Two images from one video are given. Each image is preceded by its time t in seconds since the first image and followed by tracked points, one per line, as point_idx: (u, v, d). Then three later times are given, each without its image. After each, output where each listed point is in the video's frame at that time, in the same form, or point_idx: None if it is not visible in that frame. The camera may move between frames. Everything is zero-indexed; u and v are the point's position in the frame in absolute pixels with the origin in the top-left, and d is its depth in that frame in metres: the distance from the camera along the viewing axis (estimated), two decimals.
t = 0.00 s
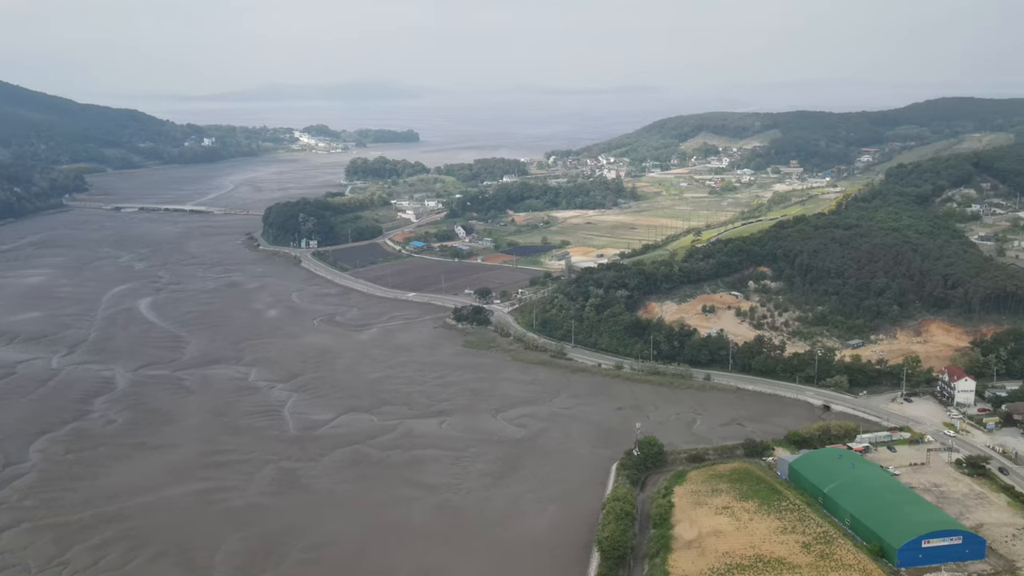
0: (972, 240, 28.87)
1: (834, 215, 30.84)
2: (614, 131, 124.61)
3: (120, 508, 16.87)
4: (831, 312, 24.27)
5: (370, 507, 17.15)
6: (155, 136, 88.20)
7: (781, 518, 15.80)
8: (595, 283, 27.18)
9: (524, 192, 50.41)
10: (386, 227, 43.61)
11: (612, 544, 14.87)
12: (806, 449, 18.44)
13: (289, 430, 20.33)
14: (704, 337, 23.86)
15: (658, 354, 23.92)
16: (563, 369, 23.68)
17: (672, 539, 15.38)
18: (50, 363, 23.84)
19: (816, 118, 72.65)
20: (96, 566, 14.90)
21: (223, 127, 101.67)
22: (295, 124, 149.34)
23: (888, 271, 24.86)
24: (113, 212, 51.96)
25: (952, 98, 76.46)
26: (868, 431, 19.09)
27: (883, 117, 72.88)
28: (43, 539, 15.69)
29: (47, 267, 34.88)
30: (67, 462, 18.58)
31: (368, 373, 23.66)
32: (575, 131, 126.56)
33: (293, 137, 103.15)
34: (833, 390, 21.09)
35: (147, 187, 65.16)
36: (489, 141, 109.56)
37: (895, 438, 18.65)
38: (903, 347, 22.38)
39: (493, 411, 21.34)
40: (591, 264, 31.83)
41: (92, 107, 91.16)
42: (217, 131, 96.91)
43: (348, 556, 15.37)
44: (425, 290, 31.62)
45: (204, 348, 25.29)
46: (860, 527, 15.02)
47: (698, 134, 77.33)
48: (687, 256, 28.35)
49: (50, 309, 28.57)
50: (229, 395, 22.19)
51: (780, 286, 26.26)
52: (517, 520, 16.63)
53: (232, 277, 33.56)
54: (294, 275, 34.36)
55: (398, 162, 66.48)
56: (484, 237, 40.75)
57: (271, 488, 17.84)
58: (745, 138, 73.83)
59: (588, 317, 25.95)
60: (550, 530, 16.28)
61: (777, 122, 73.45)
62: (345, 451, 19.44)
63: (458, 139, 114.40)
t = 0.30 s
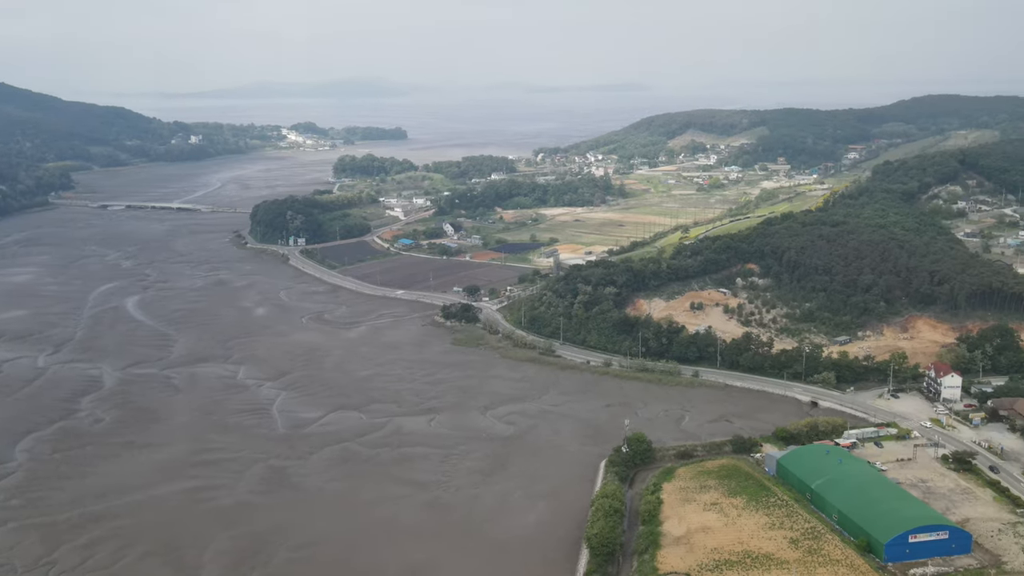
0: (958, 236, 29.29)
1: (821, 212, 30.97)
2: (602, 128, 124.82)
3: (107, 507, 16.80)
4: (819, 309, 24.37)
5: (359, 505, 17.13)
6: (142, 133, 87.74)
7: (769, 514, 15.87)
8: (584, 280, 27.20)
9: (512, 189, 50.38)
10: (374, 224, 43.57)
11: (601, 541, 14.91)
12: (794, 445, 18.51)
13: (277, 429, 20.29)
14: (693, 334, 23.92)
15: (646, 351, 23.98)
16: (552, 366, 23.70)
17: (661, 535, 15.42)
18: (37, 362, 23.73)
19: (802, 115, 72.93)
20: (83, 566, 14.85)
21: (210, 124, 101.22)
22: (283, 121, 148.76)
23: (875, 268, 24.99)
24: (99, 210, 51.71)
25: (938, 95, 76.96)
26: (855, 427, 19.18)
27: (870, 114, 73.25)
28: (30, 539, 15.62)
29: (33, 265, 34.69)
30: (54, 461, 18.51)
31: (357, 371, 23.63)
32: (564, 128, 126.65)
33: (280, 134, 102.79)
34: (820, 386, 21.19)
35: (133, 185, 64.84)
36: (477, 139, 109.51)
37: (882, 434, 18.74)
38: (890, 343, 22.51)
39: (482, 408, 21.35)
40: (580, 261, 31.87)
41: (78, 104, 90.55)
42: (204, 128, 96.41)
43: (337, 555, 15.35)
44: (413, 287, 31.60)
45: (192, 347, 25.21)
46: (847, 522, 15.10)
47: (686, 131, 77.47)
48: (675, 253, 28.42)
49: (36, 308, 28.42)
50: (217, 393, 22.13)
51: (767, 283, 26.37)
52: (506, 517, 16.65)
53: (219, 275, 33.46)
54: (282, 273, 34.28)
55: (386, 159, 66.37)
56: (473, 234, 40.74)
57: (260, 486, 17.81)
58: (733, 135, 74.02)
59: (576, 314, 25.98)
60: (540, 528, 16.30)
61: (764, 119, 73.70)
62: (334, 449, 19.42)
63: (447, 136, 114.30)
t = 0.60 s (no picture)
0: (946, 233, 29.53)
1: (809, 208, 31.09)
2: (591, 126, 124.99)
3: (96, 506, 16.74)
4: (807, 305, 24.50)
5: (348, 502, 17.12)
6: (129, 130, 87.32)
7: (758, 509, 15.92)
8: (573, 277, 27.23)
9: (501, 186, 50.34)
10: (363, 222, 43.51)
11: (591, 538, 14.93)
12: (783, 441, 18.56)
13: (267, 426, 20.26)
14: (682, 330, 23.98)
15: (635, 348, 24.03)
16: (541, 363, 23.71)
17: (651, 531, 15.45)
18: (24, 360, 23.62)
19: (791, 112, 73.17)
20: (72, 565, 14.79)
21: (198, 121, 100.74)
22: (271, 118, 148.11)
23: (863, 264, 25.13)
24: (87, 207, 51.45)
25: (925, 92, 77.33)
26: (843, 423, 19.26)
27: (858, 111, 73.55)
28: (17, 538, 15.55)
29: (20, 263, 34.48)
30: (42, 459, 18.42)
31: (346, 369, 23.60)
32: (554, 125, 126.67)
33: (269, 131, 102.39)
34: (809, 382, 21.27)
35: (120, 182, 64.47)
36: (466, 136, 109.45)
37: (870, 429, 18.82)
38: (878, 340, 22.63)
39: (472, 405, 21.35)
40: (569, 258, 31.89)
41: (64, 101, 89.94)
42: (192, 125, 95.94)
43: (327, 552, 15.33)
44: (402, 285, 31.57)
45: (181, 344, 25.14)
46: (836, 518, 15.15)
47: (675, 128, 77.56)
48: (664, 250, 28.50)
49: (23, 306, 28.27)
50: (206, 391, 22.08)
51: (756, 279, 26.49)
52: (496, 514, 16.67)
53: (208, 272, 33.35)
54: (271, 270, 34.19)
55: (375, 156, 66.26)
56: (462, 231, 40.71)
57: (249, 484, 17.78)
58: (722, 132, 74.17)
59: (566, 311, 25.99)
60: (529, 524, 16.32)
61: (753, 116, 73.89)
62: (324, 446, 19.39)
63: (437, 133, 114.17)
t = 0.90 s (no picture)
0: (933, 229, 29.73)
1: (798, 205, 31.24)
2: (581, 122, 125.09)
3: (84, 504, 16.67)
4: (796, 302, 24.63)
5: (338, 499, 17.10)
6: (117, 127, 86.82)
7: (748, 505, 15.97)
8: (563, 273, 27.25)
9: (490, 183, 50.29)
10: (353, 219, 43.41)
11: (581, 534, 14.94)
12: (772, 436, 18.62)
13: (256, 424, 20.21)
14: (671, 326, 24.04)
15: (625, 344, 24.07)
16: (531, 359, 23.72)
17: (640, 527, 15.48)
18: (12, 359, 23.50)
19: (780, 109, 73.41)
20: (60, 564, 14.73)
21: (186, 118, 100.22)
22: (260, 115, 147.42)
23: (851, 260, 25.28)
24: (74, 205, 51.16)
25: (914, 89, 77.74)
26: (832, 419, 19.34)
27: (846, 108, 73.86)
28: (5, 538, 15.48)
29: (7, 261, 34.29)
30: (30, 458, 18.34)
31: (336, 366, 23.57)
32: (544, 122, 126.67)
33: (257, 128, 101.97)
34: (798, 377, 21.34)
35: (108, 179, 64.13)
36: (456, 132, 109.38)
37: (859, 425, 18.90)
38: (866, 335, 22.74)
39: (462, 402, 21.35)
40: (558, 255, 31.93)
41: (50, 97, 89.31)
42: (180, 121, 95.44)
43: (317, 550, 15.29)
44: (392, 282, 31.53)
45: (169, 342, 25.07)
46: (825, 513, 15.21)
47: (664, 125, 77.68)
48: (654, 246, 28.61)
49: (10, 304, 28.12)
50: (195, 388, 22.02)
51: (745, 276, 26.64)
52: (486, 510, 16.67)
53: (197, 270, 33.23)
54: (260, 268, 34.10)
55: (364, 153, 66.10)
56: (452, 228, 40.69)
57: (239, 482, 17.74)
58: (711, 128, 74.33)
59: (556, 307, 26.00)
60: (519, 520, 16.34)
61: (742, 112, 74.07)
62: (314, 443, 19.37)
63: (427, 130, 113.98)
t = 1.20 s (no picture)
0: (922, 225, 29.91)
1: (787, 201, 31.37)
2: (572, 118, 125.27)
3: (73, 502, 16.62)
4: (786, 298, 24.74)
5: (329, 497, 17.09)
6: (105, 124, 86.32)
7: (738, 501, 16.01)
8: (553, 270, 27.27)
9: (480, 179, 50.23)
10: (343, 216, 43.34)
11: (572, 530, 14.96)
12: (762, 432, 18.67)
13: (246, 421, 20.18)
14: (661, 323, 24.10)
15: (615, 340, 24.12)
16: (521, 356, 23.75)
17: (631, 523, 15.51)
18: None
19: (769, 106, 73.68)
20: (49, 562, 14.69)
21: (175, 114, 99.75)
22: (248, 111, 146.64)
23: (840, 256, 25.40)
24: (62, 201, 50.89)
25: (902, 86, 78.16)
26: (822, 414, 19.41)
27: (835, 104, 74.22)
28: None
29: None
30: (18, 456, 18.26)
31: (326, 363, 23.55)
32: (534, 118, 126.78)
33: (246, 124, 101.58)
34: (787, 373, 21.42)
35: (96, 176, 63.80)
36: (447, 129, 109.35)
37: (848, 420, 18.97)
38: (855, 331, 22.85)
39: (452, 399, 21.36)
40: (548, 252, 31.96)
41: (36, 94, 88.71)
42: (168, 117, 94.92)
43: (307, 547, 15.28)
44: (382, 278, 31.51)
45: (159, 339, 24.99)
46: (814, 508, 15.26)
47: (654, 121, 77.81)
48: (644, 243, 28.68)
49: None
50: (184, 386, 21.97)
51: (735, 272, 26.75)
52: (477, 507, 16.69)
53: (186, 267, 33.14)
54: (249, 265, 34.03)
55: (354, 150, 65.97)
56: (442, 224, 40.69)
57: (229, 479, 17.71)
58: (701, 125, 74.55)
59: (546, 304, 26.02)
60: (510, 517, 16.35)
61: (731, 109, 74.32)
62: (304, 441, 19.35)
63: (418, 127, 113.91)
